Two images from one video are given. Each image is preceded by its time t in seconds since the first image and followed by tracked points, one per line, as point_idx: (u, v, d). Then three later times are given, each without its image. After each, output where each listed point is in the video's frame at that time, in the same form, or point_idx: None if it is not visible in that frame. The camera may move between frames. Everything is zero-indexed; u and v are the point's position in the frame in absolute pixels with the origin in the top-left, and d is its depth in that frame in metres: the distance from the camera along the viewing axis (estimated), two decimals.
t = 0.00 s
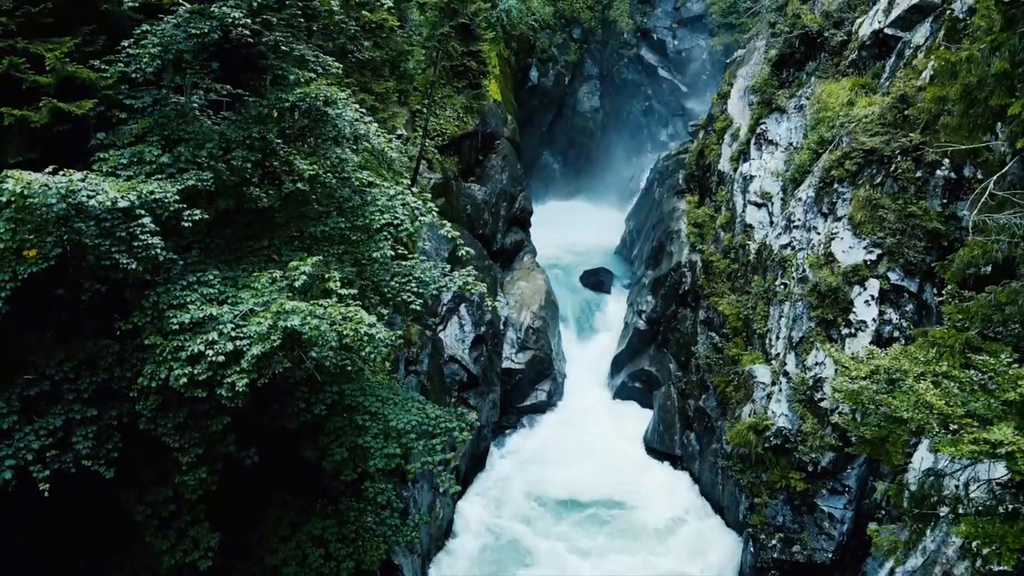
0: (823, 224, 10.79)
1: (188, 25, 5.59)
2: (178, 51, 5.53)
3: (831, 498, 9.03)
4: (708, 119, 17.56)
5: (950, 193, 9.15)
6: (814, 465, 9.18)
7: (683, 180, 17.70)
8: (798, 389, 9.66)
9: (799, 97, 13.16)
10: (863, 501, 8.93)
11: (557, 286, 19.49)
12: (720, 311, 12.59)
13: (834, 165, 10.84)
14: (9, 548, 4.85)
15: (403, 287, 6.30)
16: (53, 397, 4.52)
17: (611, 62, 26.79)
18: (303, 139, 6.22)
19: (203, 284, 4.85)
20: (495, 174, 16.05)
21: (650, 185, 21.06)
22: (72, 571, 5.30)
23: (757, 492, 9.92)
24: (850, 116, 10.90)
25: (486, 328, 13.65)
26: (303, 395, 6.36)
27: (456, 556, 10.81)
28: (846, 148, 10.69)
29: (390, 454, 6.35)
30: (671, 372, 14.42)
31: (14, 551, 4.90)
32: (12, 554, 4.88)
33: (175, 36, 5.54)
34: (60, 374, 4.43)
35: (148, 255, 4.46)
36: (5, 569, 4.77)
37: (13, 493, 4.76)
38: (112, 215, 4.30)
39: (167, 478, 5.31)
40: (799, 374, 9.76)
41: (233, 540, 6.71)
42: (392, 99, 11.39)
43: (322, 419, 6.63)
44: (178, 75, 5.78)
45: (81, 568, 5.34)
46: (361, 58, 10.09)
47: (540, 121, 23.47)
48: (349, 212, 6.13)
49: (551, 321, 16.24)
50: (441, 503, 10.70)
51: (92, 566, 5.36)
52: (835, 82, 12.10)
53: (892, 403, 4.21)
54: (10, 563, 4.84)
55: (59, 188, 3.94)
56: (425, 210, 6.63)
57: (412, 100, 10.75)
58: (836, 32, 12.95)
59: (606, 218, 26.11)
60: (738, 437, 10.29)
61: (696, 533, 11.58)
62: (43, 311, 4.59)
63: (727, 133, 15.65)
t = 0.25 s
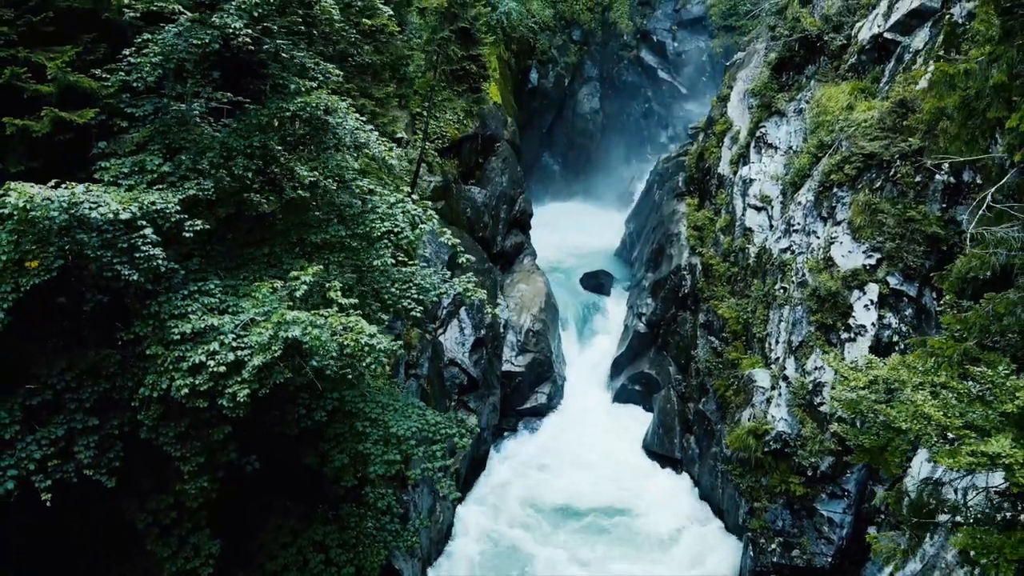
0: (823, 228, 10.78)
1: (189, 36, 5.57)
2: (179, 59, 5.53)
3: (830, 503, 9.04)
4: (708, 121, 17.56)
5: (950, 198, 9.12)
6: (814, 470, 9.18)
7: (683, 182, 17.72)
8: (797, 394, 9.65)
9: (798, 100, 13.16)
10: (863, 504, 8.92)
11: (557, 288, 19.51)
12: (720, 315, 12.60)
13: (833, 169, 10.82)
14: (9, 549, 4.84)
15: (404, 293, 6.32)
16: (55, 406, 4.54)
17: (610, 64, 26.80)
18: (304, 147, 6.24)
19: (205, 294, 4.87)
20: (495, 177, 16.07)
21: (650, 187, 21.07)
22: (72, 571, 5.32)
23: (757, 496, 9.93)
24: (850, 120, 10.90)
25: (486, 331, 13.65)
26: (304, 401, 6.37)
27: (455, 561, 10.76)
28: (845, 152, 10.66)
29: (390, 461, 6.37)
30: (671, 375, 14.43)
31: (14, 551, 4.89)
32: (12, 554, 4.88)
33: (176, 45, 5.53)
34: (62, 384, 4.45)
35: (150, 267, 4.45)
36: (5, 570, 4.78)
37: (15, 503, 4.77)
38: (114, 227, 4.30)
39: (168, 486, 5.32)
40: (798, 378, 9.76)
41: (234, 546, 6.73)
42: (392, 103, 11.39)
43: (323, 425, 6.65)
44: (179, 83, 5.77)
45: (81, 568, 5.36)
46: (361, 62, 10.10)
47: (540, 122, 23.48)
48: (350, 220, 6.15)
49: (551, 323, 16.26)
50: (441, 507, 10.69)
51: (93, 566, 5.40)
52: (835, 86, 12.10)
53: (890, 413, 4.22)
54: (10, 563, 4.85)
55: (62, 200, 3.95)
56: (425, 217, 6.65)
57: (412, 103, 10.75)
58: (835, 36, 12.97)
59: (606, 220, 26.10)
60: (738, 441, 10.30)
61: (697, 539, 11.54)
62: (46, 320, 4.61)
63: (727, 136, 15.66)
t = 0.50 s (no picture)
0: (822, 233, 10.77)
1: (191, 48, 5.59)
2: (180, 70, 5.55)
3: (829, 508, 9.08)
4: (708, 124, 17.57)
5: (949, 204, 9.15)
6: (813, 475, 9.19)
7: (683, 185, 17.73)
8: (797, 399, 9.65)
9: (798, 104, 13.17)
10: (862, 509, 8.97)
11: (557, 291, 19.54)
12: (719, 319, 12.62)
13: (833, 174, 10.80)
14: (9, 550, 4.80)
15: (404, 301, 6.34)
16: (57, 417, 4.56)
17: (610, 66, 26.82)
18: (304, 156, 6.27)
19: (207, 305, 4.90)
20: (495, 180, 16.08)
21: (650, 190, 21.08)
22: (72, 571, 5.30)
23: (756, 501, 9.95)
24: (850, 125, 10.89)
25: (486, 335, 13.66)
26: (305, 409, 6.39)
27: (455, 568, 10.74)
28: (844, 157, 10.61)
29: (390, 468, 6.39)
30: (671, 379, 14.44)
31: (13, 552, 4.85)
32: (12, 554, 4.84)
33: (177, 56, 5.54)
34: (64, 396, 4.46)
35: (152, 279, 4.47)
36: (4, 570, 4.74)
37: (18, 513, 4.80)
38: (115, 240, 4.33)
39: (170, 494, 5.33)
40: (798, 384, 9.77)
41: (235, 553, 6.75)
42: (391, 108, 11.40)
43: (324, 432, 6.67)
44: (180, 93, 5.80)
45: (82, 568, 5.34)
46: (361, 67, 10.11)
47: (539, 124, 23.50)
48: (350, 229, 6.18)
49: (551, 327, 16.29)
50: (441, 511, 10.70)
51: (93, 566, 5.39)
52: (834, 91, 12.12)
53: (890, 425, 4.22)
54: (9, 563, 4.81)
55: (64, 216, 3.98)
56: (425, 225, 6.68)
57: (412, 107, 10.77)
58: (835, 40, 12.97)
59: (606, 222, 26.10)
60: (737, 446, 10.17)
61: (697, 546, 11.54)
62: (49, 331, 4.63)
63: (727, 139, 15.67)
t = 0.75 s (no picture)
0: (822, 237, 10.77)
1: (193, 58, 5.61)
2: (182, 79, 5.58)
3: (829, 512, 9.07)
4: (709, 127, 17.58)
5: (948, 208, 8.99)
6: (812, 479, 9.20)
7: (683, 188, 17.74)
8: (797, 403, 9.67)
9: (797, 108, 13.17)
10: (861, 513, 8.95)
11: (557, 293, 19.56)
12: (719, 322, 12.63)
13: (833, 178, 10.79)
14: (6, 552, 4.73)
15: (405, 308, 6.35)
16: (58, 427, 4.58)
17: (610, 67, 26.84)
18: (305, 163, 6.29)
19: (208, 315, 4.92)
20: (495, 183, 16.09)
21: (650, 192, 21.08)
22: None
23: (756, 505, 9.98)
24: (850, 129, 10.88)
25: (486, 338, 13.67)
26: (306, 416, 6.40)
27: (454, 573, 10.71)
28: (844, 161, 10.61)
29: (391, 474, 6.40)
30: (671, 382, 14.44)
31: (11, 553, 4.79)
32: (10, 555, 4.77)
33: (178, 65, 5.56)
34: (66, 406, 4.48)
35: (153, 290, 4.50)
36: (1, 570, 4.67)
37: (20, 525, 4.81)
38: (117, 252, 4.37)
39: (171, 501, 5.34)
40: (797, 388, 9.80)
41: (236, 560, 6.75)
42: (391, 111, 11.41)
43: (324, 439, 6.68)
44: (181, 102, 5.83)
45: None
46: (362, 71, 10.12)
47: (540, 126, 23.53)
48: (350, 237, 6.20)
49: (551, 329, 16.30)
50: (441, 515, 10.70)
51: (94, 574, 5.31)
52: (834, 95, 12.13)
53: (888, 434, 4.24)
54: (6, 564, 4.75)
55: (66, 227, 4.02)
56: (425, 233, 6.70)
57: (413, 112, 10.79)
58: (835, 44, 12.99)
59: (606, 224, 26.11)
60: (737, 451, 10.27)
61: (698, 553, 11.51)
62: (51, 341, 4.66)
63: (727, 142, 15.68)
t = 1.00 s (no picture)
0: (821, 243, 10.79)
1: (195, 70, 5.61)
2: (183, 91, 5.61)
3: (828, 518, 9.08)
4: (708, 131, 17.60)
5: (947, 215, 8.95)
6: (812, 486, 9.22)
7: (683, 192, 17.77)
8: (796, 409, 9.71)
9: (797, 113, 13.18)
10: (861, 519, 8.92)
11: (557, 296, 19.59)
12: (719, 326, 12.66)
13: (833, 183, 10.79)
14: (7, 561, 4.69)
15: (405, 316, 6.39)
16: (61, 439, 4.60)
17: (610, 70, 26.86)
18: (306, 174, 6.32)
19: (211, 325, 4.97)
20: (495, 186, 16.10)
21: (650, 195, 21.10)
22: None
23: (755, 511, 10.02)
24: (849, 135, 10.88)
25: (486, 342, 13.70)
26: (307, 424, 6.43)
27: None
28: (843, 167, 10.61)
29: (391, 483, 6.43)
30: (671, 386, 14.47)
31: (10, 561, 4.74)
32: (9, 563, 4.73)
33: (181, 77, 5.57)
34: (69, 417, 4.51)
35: (156, 304, 4.54)
36: None
37: (23, 537, 4.83)
38: (120, 267, 4.41)
39: (173, 511, 5.37)
40: (797, 394, 9.83)
41: (237, 568, 6.77)
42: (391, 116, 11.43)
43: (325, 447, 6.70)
44: (183, 113, 5.87)
45: None
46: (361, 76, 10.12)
47: (539, 128, 23.55)
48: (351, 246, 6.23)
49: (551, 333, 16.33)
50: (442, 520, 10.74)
51: None
52: (833, 100, 12.16)
53: (887, 450, 4.27)
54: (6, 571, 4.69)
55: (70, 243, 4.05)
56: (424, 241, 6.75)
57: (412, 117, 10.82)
58: (834, 49, 13.01)
59: (606, 227, 26.13)
60: (737, 457, 10.23)
61: (698, 560, 11.50)
62: (54, 353, 4.70)
63: (727, 146, 15.70)
